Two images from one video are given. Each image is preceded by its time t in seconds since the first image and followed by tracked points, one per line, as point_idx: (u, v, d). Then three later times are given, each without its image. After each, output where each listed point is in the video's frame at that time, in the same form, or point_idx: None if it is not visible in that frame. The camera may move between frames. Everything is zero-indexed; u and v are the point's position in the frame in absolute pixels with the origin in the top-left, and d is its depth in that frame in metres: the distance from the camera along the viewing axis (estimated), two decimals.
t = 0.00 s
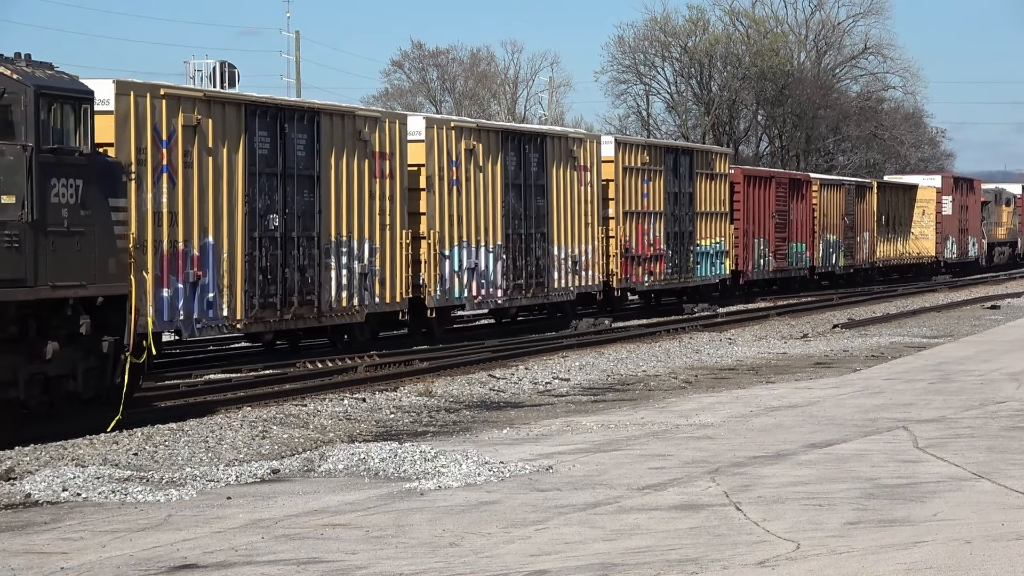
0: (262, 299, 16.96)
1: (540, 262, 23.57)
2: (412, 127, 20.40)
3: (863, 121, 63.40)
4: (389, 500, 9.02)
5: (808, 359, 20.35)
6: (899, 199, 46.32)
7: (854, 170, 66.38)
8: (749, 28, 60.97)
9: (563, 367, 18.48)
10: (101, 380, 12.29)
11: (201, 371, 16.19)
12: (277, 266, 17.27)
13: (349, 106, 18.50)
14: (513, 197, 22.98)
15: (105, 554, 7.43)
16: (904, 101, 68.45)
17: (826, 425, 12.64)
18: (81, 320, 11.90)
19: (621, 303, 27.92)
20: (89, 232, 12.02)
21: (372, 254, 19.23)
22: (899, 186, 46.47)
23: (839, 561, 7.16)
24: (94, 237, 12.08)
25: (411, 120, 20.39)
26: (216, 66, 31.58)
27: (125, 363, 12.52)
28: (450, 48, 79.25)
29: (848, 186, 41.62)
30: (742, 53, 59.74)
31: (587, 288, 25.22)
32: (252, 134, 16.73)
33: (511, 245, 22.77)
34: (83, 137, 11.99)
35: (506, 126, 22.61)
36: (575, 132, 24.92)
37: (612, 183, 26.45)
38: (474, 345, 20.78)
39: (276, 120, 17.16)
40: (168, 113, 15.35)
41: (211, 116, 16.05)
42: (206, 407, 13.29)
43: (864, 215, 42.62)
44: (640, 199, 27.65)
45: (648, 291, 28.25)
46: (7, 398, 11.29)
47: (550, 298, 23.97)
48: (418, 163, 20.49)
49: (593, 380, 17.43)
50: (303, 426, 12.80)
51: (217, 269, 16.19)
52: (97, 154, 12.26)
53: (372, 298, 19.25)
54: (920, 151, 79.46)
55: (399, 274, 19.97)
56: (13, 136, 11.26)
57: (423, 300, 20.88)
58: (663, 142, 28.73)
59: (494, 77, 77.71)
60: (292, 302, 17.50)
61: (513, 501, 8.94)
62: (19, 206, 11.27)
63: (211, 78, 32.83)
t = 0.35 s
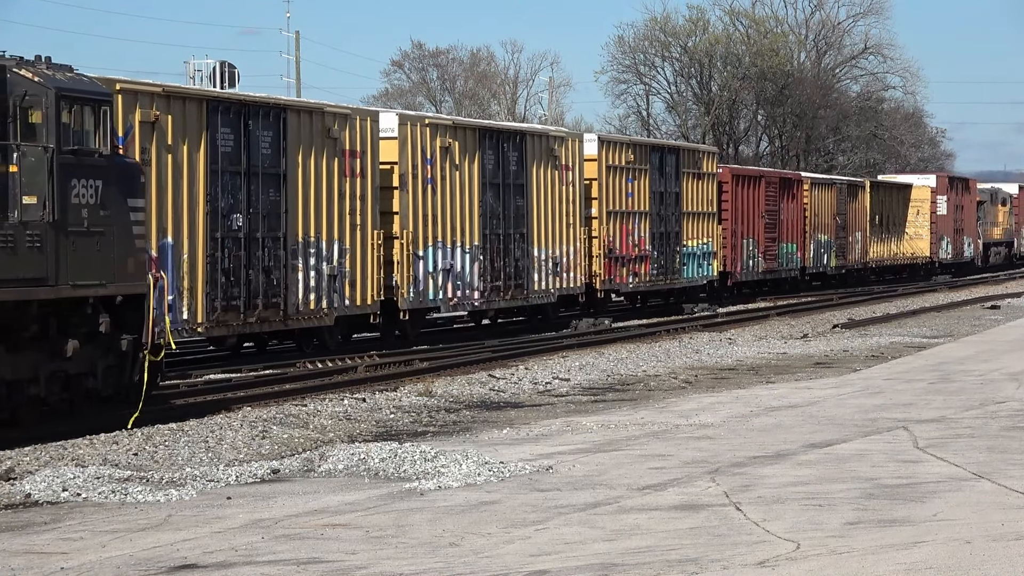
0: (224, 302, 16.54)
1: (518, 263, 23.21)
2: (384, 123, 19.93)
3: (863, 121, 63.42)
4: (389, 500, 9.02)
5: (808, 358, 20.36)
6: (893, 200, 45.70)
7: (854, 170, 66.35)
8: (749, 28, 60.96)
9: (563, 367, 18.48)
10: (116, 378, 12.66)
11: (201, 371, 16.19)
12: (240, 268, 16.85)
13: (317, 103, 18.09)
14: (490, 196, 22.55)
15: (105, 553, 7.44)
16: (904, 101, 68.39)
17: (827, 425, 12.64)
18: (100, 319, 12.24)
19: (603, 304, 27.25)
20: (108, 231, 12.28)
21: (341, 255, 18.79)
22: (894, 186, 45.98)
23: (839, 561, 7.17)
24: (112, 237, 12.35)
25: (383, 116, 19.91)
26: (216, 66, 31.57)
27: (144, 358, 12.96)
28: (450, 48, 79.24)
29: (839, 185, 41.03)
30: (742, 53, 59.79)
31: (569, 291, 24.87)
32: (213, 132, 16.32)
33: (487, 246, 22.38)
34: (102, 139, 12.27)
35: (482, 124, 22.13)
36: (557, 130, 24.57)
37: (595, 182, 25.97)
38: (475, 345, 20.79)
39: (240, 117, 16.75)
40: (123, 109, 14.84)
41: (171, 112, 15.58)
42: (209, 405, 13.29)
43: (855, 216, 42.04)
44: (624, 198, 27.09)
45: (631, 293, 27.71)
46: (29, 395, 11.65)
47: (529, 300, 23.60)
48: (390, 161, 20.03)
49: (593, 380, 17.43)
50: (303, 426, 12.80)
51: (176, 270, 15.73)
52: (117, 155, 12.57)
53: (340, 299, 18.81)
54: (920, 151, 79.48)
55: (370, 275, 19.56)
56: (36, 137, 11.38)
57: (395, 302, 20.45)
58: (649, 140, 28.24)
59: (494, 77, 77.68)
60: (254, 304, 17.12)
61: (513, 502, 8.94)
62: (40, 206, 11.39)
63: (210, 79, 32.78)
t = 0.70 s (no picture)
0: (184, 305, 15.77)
1: (496, 264, 22.79)
2: (355, 119, 19.36)
3: (863, 120, 63.47)
4: (390, 500, 9.02)
5: (808, 358, 20.37)
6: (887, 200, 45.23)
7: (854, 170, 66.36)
8: (749, 28, 60.98)
9: (563, 367, 18.48)
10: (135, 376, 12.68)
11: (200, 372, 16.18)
12: (201, 270, 16.12)
13: (282, 99, 17.48)
14: (467, 196, 22.05)
15: (105, 553, 7.44)
16: (904, 101, 68.35)
17: (826, 425, 12.65)
18: (120, 318, 12.22)
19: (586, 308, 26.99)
20: (127, 232, 12.39)
21: (309, 257, 18.13)
22: (888, 186, 45.52)
23: (839, 560, 7.17)
24: (130, 238, 12.45)
25: (355, 112, 19.32)
26: (216, 66, 31.56)
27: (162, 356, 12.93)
28: (450, 48, 79.25)
29: (830, 184, 40.36)
30: (742, 53, 59.83)
31: (550, 292, 24.55)
32: (173, 127, 15.62)
33: (464, 246, 21.91)
34: (121, 141, 12.37)
35: (459, 122, 21.67)
36: (537, 129, 24.21)
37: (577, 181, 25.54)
38: (475, 345, 20.79)
39: (201, 113, 16.09)
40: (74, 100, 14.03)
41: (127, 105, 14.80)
42: (208, 406, 13.30)
43: (847, 216, 41.47)
44: (609, 198, 26.75)
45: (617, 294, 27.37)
46: (49, 393, 11.67)
47: (508, 302, 23.20)
48: (362, 159, 19.44)
49: (593, 380, 17.43)
50: (303, 426, 12.80)
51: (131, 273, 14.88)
52: (135, 157, 12.68)
53: (308, 303, 18.14)
54: (920, 150, 79.47)
55: (340, 277, 18.95)
56: (56, 139, 11.51)
57: (367, 305, 19.82)
58: (633, 138, 27.71)
59: (494, 77, 77.70)
60: (215, 308, 16.38)
61: (513, 502, 8.94)
62: (61, 207, 11.47)
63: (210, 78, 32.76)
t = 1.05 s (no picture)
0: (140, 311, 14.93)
1: (473, 265, 22.16)
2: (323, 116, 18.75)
3: (863, 120, 63.45)
4: (390, 500, 9.02)
5: (808, 358, 20.37)
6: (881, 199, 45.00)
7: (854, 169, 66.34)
8: (749, 29, 60.98)
9: (563, 367, 18.48)
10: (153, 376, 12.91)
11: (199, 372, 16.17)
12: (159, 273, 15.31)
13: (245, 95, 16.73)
14: (443, 195, 21.35)
15: (105, 553, 7.45)
16: (904, 101, 68.29)
17: (826, 425, 12.64)
18: (138, 315, 12.46)
19: (569, 310, 26.32)
20: (146, 233, 12.53)
21: (273, 258, 17.50)
22: (881, 185, 45.11)
23: (839, 560, 7.17)
24: (149, 238, 12.57)
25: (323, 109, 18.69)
26: (216, 65, 31.55)
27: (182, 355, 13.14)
28: (450, 48, 79.25)
29: (822, 183, 39.86)
30: (742, 53, 59.84)
31: (532, 295, 24.01)
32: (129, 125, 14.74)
33: (439, 247, 21.21)
34: (141, 142, 12.49)
35: (434, 118, 20.93)
36: (518, 126, 23.45)
37: (559, 180, 24.94)
38: (475, 345, 20.77)
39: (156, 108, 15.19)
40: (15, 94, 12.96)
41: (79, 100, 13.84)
42: (207, 407, 13.34)
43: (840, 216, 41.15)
44: (590, 197, 26.06)
45: (599, 296, 26.73)
46: (70, 390, 11.95)
47: (485, 304, 22.59)
48: (331, 157, 18.79)
49: (593, 380, 17.43)
50: (303, 426, 12.79)
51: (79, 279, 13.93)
52: (153, 158, 12.80)
53: (271, 305, 17.48)
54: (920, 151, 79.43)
55: (307, 278, 18.32)
56: (77, 141, 11.64)
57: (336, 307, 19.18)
58: (617, 136, 27.12)
59: (495, 76, 77.70)
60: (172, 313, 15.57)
61: (513, 501, 8.94)
62: (82, 207, 11.58)
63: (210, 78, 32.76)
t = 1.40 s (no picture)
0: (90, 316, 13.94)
1: (449, 267, 21.32)
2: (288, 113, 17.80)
3: (863, 120, 63.40)
4: (390, 500, 9.03)
5: (808, 358, 20.37)
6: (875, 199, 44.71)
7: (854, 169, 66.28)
8: (749, 28, 60.97)
9: (563, 367, 18.48)
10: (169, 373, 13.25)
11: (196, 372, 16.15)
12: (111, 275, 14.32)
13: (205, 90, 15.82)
14: (417, 194, 20.53)
15: (106, 553, 7.45)
16: (904, 101, 68.21)
17: (826, 425, 12.65)
18: (156, 315, 12.79)
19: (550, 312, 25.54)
20: (164, 232, 12.79)
21: (236, 259, 16.50)
22: (875, 185, 44.91)
23: (840, 560, 7.17)
24: (168, 238, 12.84)
25: (289, 105, 17.78)
26: (216, 65, 31.54)
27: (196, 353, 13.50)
28: (450, 48, 79.23)
29: (810, 182, 39.11)
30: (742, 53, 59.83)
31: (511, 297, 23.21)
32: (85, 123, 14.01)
33: (412, 248, 20.39)
34: (158, 143, 12.89)
35: (406, 114, 20.04)
36: (496, 123, 22.62)
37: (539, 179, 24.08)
38: (475, 345, 20.78)
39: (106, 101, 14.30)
40: None
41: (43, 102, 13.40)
42: (207, 407, 13.35)
43: (830, 215, 40.56)
44: (572, 197, 25.33)
45: (581, 298, 25.86)
46: (91, 387, 12.21)
47: (461, 307, 21.77)
48: (297, 155, 17.86)
49: (593, 380, 17.42)
50: (303, 426, 12.79)
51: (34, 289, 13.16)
52: (171, 160, 13.09)
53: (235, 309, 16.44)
54: (920, 151, 79.37)
55: (274, 279, 17.35)
56: (98, 142, 12.03)
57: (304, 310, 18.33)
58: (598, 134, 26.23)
59: (494, 76, 77.74)
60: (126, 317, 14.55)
61: (513, 501, 8.94)
62: (102, 207, 11.87)
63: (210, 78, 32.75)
